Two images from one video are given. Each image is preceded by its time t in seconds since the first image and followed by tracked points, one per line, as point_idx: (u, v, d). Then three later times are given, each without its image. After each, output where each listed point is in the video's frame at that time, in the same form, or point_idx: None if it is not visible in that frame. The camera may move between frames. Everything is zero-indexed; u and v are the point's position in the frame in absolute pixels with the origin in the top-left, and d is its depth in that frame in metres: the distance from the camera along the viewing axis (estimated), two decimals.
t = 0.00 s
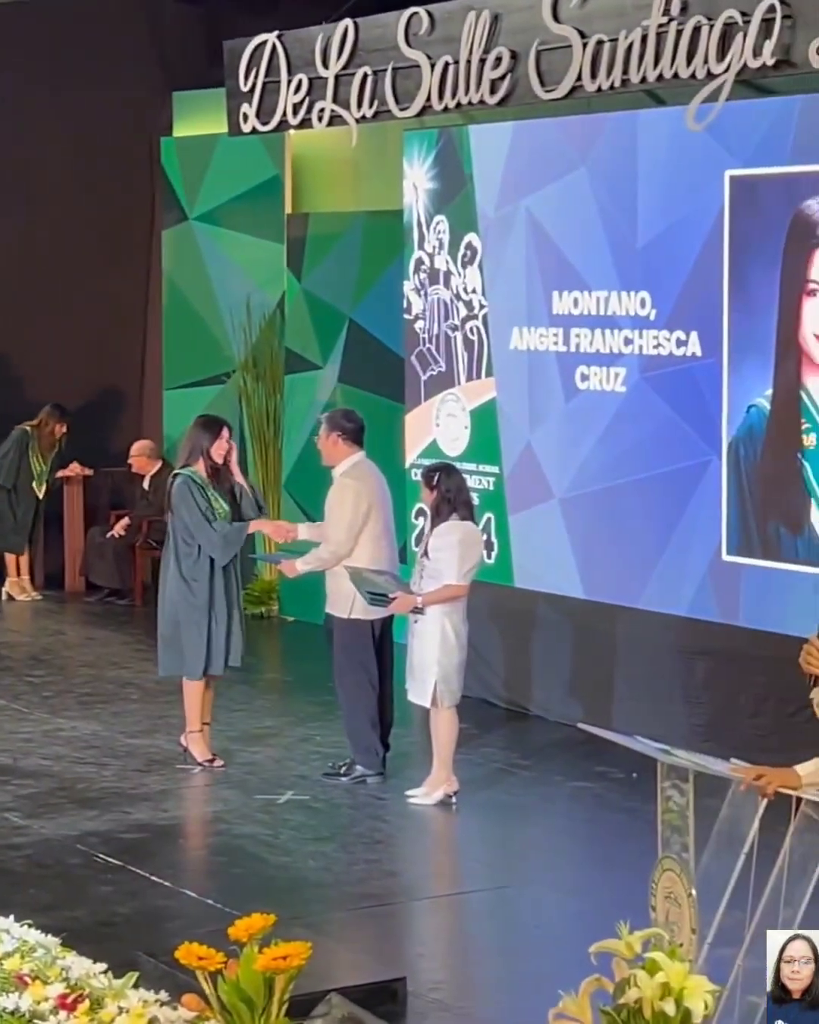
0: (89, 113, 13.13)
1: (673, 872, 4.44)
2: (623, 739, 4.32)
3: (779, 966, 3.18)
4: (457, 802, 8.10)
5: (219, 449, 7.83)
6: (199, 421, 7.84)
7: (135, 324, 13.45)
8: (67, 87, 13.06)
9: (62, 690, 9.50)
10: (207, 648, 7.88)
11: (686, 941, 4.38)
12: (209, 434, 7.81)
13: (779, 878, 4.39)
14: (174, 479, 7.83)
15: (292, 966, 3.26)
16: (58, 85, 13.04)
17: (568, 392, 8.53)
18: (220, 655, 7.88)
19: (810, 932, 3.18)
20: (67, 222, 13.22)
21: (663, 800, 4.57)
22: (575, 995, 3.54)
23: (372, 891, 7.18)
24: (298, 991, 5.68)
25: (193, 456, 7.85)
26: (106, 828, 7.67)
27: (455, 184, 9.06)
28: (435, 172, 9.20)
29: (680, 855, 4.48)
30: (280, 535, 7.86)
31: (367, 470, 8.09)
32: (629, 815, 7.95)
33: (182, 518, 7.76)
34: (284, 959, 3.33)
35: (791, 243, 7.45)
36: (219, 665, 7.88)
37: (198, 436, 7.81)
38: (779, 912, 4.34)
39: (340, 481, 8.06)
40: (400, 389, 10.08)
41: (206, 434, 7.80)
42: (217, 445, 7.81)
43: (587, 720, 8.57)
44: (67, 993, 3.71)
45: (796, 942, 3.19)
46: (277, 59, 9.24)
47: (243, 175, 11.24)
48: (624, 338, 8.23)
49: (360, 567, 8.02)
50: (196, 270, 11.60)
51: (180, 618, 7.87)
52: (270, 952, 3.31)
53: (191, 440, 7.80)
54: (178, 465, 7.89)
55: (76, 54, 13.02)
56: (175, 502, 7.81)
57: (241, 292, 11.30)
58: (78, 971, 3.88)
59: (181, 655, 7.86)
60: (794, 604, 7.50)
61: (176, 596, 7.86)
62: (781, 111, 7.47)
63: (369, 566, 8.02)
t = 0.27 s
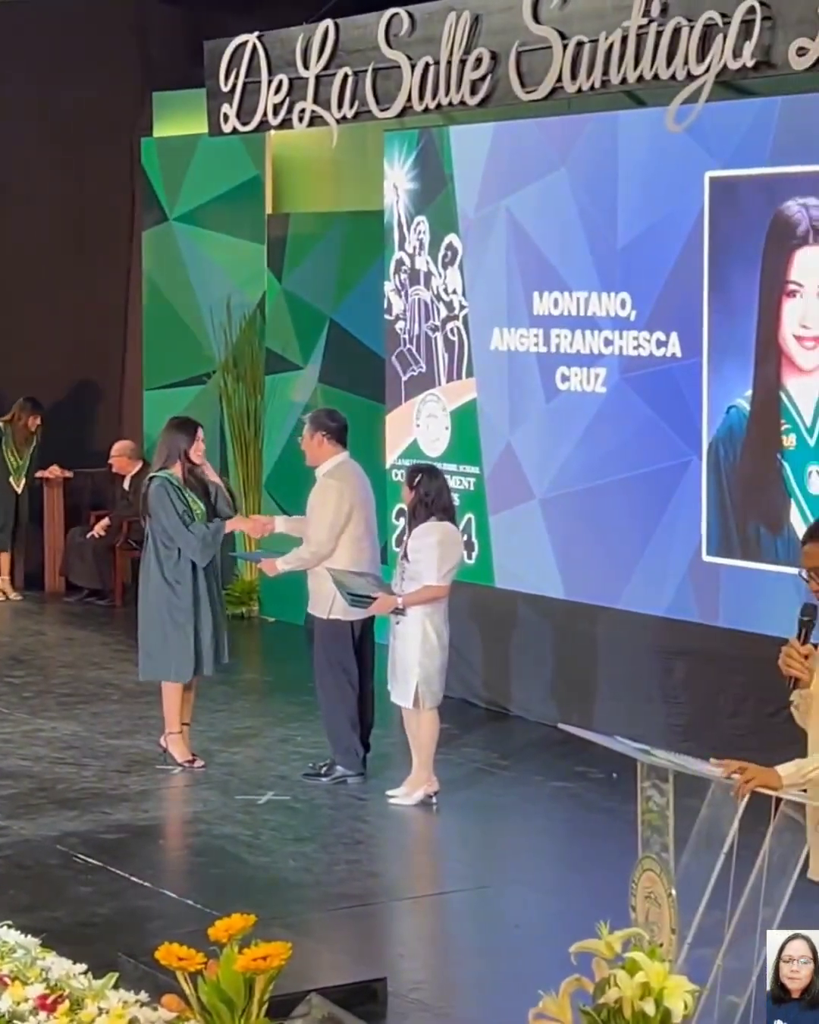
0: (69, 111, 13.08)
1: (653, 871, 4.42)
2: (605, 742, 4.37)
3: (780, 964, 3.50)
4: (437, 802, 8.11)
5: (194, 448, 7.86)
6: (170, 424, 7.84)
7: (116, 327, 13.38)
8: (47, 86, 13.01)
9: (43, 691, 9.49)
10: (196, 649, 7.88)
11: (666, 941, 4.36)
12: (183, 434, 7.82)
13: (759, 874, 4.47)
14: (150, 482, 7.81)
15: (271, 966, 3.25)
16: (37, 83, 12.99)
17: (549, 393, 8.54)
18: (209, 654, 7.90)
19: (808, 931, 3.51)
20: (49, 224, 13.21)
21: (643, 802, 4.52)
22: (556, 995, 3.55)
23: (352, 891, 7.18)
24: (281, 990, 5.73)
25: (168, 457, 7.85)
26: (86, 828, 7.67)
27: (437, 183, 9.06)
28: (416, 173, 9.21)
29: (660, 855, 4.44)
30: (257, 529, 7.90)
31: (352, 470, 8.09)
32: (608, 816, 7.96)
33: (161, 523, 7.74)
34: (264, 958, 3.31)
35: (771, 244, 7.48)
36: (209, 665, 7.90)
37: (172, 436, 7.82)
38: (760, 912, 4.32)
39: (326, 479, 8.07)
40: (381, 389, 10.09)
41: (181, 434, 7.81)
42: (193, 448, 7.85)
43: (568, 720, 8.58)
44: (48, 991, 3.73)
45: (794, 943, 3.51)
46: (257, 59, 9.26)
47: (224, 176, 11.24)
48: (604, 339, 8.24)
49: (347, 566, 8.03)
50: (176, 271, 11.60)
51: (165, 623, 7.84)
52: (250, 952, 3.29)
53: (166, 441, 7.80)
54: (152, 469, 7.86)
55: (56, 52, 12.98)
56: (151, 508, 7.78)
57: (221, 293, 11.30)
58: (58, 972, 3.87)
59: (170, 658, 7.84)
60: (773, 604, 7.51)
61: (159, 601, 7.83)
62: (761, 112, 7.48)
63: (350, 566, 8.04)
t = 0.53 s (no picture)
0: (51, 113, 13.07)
1: (637, 872, 4.53)
2: (588, 745, 4.40)
3: (779, 966, 3.41)
4: (422, 803, 8.11)
5: (175, 457, 7.80)
6: (152, 429, 7.79)
7: (96, 322, 13.50)
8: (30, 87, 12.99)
9: (27, 694, 9.48)
10: (172, 657, 7.89)
11: (649, 941, 4.47)
12: (165, 441, 7.77)
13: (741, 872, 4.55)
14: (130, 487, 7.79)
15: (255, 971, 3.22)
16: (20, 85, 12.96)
17: (532, 396, 8.54)
18: (186, 662, 7.90)
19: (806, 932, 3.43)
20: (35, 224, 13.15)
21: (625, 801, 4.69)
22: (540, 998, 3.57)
23: (336, 894, 7.18)
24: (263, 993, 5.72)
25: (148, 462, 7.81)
26: (69, 832, 7.66)
27: (419, 186, 9.07)
28: (399, 175, 9.21)
29: (643, 856, 4.57)
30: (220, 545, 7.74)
31: (337, 473, 8.09)
32: (592, 817, 7.97)
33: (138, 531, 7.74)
34: (246, 963, 3.31)
35: (754, 247, 7.48)
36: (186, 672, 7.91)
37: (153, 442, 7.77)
38: (742, 912, 4.39)
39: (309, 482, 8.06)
40: (364, 389, 10.10)
41: (163, 441, 7.77)
42: (172, 453, 7.79)
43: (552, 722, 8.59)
44: (32, 997, 3.72)
45: (793, 943, 3.42)
46: (241, 63, 9.26)
47: (207, 178, 11.22)
48: (588, 342, 8.25)
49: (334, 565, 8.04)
50: (160, 273, 11.59)
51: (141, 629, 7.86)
52: (233, 956, 3.30)
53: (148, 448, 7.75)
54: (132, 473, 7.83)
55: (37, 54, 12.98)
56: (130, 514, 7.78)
57: (205, 295, 11.30)
58: (41, 977, 3.85)
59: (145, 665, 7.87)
60: (756, 607, 7.52)
61: (134, 607, 7.84)
62: (743, 115, 7.50)
63: (334, 569, 8.03)
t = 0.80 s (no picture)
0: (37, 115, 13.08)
1: (624, 875, 4.71)
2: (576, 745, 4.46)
3: (777, 966, 3.21)
4: (409, 805, 8.12)
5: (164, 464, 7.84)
6: (146, 432, 7.83)
7: (84, 326, 13.44)
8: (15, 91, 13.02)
9: (15, 697, 9.49)
10: (148, 661, 7.87)
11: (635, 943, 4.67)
12: (157, 445, 7.81)
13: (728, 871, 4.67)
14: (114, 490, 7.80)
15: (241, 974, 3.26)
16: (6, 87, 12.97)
17: (518, 399, 8.56)
18: (163, 667, 7.87)
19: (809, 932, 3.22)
20: (18, 226, 13.16)
21: (612, 802, 4.85)
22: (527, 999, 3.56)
23: (323, 896, 7.20)
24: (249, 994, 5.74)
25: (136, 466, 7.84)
26: (56, 834, 7.67)
27: (405, 189, 9.08)
28: (385, 179, 9.22)
29: (630, 859, 4.74)
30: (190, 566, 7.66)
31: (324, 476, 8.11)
32: (578, 820, 7.99)
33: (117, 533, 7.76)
34: (234, 965, 3.31)
35: (739, 251, 7.50)
36: (162, 678, 7.87)
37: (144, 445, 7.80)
38: (727, 908, 4.57)
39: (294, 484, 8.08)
40: (350, 392, 10.14)
41: (155, 445, 7.81)
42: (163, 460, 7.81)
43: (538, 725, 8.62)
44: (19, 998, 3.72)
45: (793, 942, 3.22)
46: (227, 66, 9.29)
47: (194, 182, 11.25)
48: (574, 345, 8.27)
49: (318, 569, 8.05)
50: (146, 276, 11.62)
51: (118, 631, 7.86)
52: (220, 958, 3.29)
53: (138, 451, 7.78)
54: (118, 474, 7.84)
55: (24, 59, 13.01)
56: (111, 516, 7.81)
57: (191, 299, 11.32)
58: (27, 978, 3.86)
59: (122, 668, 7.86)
60: (741, 610, 7.54)
61: (112, 609, 7.84)
62: (728, 118, 7.53)
63: (321, 571, 8.04)
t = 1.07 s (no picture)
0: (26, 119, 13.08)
1: (611, 879, 4.75)
2: (566, 750, 4.45)
3: (776, 966, 2.91)
4: (398, 808, 8.12)
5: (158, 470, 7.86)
6: (138, 438, 7.88)
7: (71, 332, 13.44)
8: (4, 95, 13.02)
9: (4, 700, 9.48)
10: (129, 667, 7.84)
11: (623, 946, 4.71)
12: (150, 452, 7.85)
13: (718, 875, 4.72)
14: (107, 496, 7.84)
15: (230, 979, 3.27)
16: None
17: (506, 402, 8.57)
18: (142, 675, 7.82)
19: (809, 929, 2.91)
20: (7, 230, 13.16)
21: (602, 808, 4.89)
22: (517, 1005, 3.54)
23: (312, 900, 7.19)
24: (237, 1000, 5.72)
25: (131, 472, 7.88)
26: (45, 839, 7.66)
27: (394, 193, 9.09)
28: (374, 182, 9.23)
29: (618, 863, 4.79)
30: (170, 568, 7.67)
31: (316, 479, 8.10)
32: (567, 823, 7.99)
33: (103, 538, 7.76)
34: (223, 969, 3.31)
35: (727, 255, 7.51)
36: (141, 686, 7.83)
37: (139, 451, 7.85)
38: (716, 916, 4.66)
39: (284, 488, 8.06)
40: (339, 395, 10.14)
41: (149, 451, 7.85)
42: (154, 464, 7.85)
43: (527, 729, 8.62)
44: (6, 1003, 3.69)
45: (793, 941, 2.92)
46: (216, 70, 9.25)
47: (183, 185, 11.27)
48: (562, 348, 8.28)
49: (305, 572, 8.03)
50: (134, 280, 11.63)
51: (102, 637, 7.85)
52: (208, 962, 3.29)
53: (132, 457, 7.83)
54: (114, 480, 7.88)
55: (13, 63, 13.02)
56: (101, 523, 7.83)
57: (180, 303, 11.32)
58: (16, 981, 3.82)
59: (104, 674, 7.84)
60: (730, 613, 7.54)
61: (97, 610, 7.85)
62: (717, 122, 7.54)
63: (312, 573, 8.04)
